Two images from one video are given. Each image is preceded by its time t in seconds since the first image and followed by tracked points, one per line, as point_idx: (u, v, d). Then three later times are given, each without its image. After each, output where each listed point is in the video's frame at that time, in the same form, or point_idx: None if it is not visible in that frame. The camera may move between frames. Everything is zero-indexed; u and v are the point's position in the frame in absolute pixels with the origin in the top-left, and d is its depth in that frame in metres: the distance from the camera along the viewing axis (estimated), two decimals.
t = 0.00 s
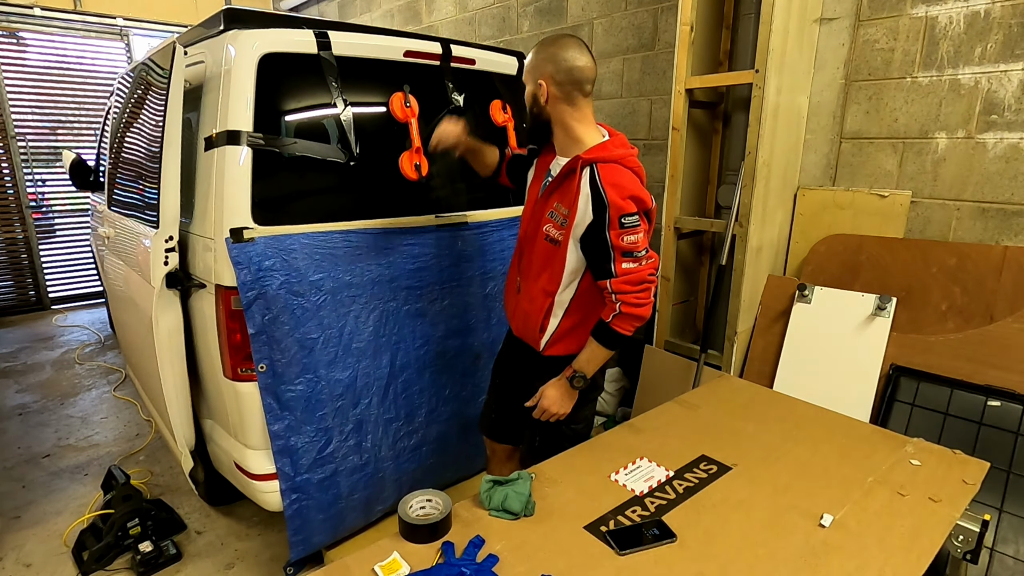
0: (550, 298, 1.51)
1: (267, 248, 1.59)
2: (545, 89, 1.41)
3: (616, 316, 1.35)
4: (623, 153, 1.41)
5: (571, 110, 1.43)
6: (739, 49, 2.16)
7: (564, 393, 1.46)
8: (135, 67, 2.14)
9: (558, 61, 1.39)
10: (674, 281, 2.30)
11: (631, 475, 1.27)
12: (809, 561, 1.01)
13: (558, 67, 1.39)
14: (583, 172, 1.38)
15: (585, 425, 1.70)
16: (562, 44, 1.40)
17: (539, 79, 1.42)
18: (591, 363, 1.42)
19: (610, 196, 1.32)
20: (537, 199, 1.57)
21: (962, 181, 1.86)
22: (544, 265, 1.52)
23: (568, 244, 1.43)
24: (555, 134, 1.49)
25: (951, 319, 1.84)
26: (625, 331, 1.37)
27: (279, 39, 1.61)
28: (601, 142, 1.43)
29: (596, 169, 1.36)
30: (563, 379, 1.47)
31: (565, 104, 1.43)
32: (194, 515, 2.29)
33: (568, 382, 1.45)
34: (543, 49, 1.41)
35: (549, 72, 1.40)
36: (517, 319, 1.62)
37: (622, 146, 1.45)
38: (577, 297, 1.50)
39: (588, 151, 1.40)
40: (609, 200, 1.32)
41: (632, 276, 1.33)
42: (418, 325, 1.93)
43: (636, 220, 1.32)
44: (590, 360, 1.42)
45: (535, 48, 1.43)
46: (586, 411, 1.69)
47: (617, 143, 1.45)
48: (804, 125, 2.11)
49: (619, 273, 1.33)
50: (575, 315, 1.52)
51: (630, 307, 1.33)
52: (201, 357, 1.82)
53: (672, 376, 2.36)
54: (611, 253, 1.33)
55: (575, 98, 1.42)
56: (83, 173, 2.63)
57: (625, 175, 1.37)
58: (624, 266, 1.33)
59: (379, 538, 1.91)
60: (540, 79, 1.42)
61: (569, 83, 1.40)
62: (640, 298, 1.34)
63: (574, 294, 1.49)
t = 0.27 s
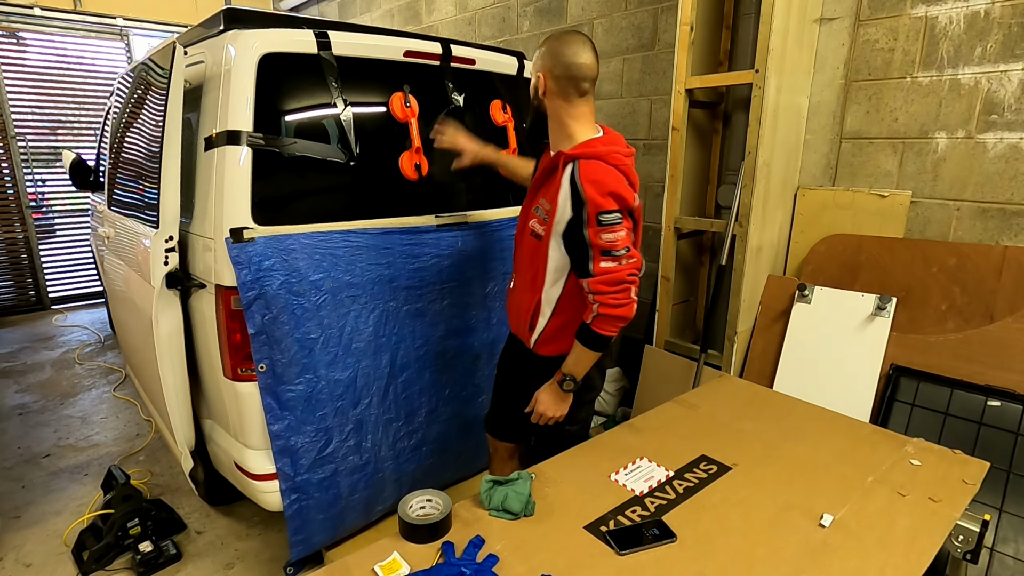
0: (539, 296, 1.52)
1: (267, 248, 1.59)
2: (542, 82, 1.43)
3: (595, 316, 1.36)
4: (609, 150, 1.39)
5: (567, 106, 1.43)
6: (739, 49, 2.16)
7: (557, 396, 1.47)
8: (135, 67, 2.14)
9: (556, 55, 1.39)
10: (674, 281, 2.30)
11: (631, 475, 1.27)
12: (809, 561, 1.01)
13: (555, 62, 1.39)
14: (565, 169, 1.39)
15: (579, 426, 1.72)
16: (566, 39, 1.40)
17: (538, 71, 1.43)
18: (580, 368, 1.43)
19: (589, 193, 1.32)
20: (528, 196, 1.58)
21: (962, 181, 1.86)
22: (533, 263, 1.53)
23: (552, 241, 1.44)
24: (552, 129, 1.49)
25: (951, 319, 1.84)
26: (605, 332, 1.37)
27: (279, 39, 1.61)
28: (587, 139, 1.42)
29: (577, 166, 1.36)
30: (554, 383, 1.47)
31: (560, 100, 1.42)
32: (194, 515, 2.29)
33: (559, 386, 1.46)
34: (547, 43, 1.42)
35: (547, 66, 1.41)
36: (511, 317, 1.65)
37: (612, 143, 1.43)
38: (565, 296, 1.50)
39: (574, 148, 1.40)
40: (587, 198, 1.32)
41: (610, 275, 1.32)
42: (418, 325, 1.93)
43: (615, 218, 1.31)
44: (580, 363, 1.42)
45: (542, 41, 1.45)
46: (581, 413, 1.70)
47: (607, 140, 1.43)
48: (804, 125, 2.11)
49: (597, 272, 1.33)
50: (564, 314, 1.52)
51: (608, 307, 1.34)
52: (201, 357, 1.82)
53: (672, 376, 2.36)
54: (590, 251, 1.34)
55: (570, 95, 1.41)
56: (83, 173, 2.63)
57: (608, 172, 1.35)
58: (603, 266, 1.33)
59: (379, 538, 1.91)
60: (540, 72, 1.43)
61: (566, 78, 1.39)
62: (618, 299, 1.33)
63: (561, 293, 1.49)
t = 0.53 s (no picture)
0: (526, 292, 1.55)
1: (267, 248, 1.59)
2: (530, 89, 1.42)
3: (560, 319, 1.37)
4: (591, 153, 1.38)
5: (558, 106, 1.43)
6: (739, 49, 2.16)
7: (527, 397, 1.46)
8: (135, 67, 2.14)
9: (539, 59, 1.40)
10: (674, 281, 2.30)
11: (631, 475, 1.27)
12: (809, 561, 1.01)
13: (539, 65, 1.40)
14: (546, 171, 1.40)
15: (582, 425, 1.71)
16: (541, 43, 1.42)
17: (523, 80, 1.43)
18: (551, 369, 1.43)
19: (560, 197, 1.33)
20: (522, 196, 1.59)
21: (962, 181, 1.87)
22: (521, 261, 1.55)
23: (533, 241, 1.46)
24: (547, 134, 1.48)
25: (950, 319, 1.84)
26: (570, 337, 1.37)
27: (279, 39, 1.61)
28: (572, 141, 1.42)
29: (555, 169, 1.37)
30: (524, 381, 1.48)
31: (553, 100, 1.43)
32: (194, 515, 2.29)
33: (529, 386, 1.45)
34: (524, 51, 1.43)
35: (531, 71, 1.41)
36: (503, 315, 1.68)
37: (598, 146, 1.41)
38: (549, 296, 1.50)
39: (557, 151, 1.41)
40: (558, 202, 1.33)
41: (575, 279, 1.33)
42: (417, 326, 1.93)
43: (583, 222, 1.31)
44: (548, 364, 1.42)
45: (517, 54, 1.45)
46: (571, 415, 1.65)
47: (593, 142, 1.41)
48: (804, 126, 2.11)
49: (563, 274, 1.34)
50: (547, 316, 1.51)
51: (571, 310, 1.34)
52: (201, 357, 1.82)
53: (672, 376, 2.35)
54: (560, 253, 1.35)
55: (562, 92, 1.42)
56: (83, 173, 2.63)
57: (583, 175, 1.34)
58: (570, 269, 1.34)
59: (379, 538, 1.91)
60: (524, 80, 1.43)
61: (553, 78, 1.40)
62: (582, 303, 1.33)
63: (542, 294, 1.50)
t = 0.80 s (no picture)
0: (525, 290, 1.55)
1: (267, 248, 1.59)
2: (546, 94, 1.40)
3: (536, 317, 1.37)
4: (600, 159, 1.37)
5: (569, 111, 1.43)
6: (739, 49, 2.16)
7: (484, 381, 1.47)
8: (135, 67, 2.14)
9: (552, 64, 1.39)
10: (674, 280, 2.30)
11: (631, 475, 1.27)
12: (809, 561, 1.01)
13: (553, 70, 1.39)
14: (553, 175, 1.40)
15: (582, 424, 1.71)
16: (547, 49, 1.40)
17: (537, 86, 1.40)
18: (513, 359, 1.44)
19: (561, 202, 1.33)
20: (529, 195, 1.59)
21: (962, 180, 1.86)
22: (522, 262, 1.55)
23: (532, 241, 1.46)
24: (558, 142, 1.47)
25: (950, 319, 1.84)
26: (544, 336, 1.37)
27: (279, 39, 1.61)
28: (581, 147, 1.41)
29: (563, 173, 1.37)
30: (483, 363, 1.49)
31: (567, 104, 1.43)
32: (194, 515, 2.29)
33: (487, 369, 1.47)
34: (530, 57, 1.40)
35: (546, 77, 1.39)
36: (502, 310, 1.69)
37: (608, 153, 1.40)
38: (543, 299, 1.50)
39: (567, 155, 1.40)
40: (559, 206, 1.33)
41: (560, 285, 1.33)
42: (418, 326, 1.93)
43: (580, 231, 1.31)
44: (510, 354, 1.44)
45: (521, 60, 1.42)
46: (565, 414, 1.63)
47: (602, 149, 1.40)
48: (804, 125, 2.11)
49: (549, 278, 1.35)
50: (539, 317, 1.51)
51: (547, 314, 1.35)
52: (201, 356, 1.82)
53: (672, 376, 2.35)
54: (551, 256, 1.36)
55: (574, 97, 1.43)
56: (83, 173, 2.63)
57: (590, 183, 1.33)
58: (557, 273, 1.34)
59: (379, 538, 1.91)
60: (538, 86, 1.40)
61: (566, 82, 1.40)
62: (562, 309, 1.33)
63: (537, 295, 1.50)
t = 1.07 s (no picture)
0: (542, 290, 1.52)
1: (267, 248, 1.59)
2: (581, 87, 1.44)
3: (573, 308, 1.36)
4: (619, 152, 1.42)
5: (583, 107, 1.48)
6: (739, 49, 2.16)
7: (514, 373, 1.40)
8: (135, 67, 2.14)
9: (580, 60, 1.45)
10: (674, 280, 2.30)
11: (631, 475, 1.27)
12: (808, 561, 1.01)
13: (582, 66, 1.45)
14: (576, 169, 1.40)
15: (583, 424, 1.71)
16: (565, 44, 1.43)
17: (574, 77, 1.43)
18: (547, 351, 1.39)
19: (597, 194, 1.34)
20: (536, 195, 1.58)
21: (962, 181, 1.87)
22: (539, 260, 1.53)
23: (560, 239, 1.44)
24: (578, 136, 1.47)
25: (950, 319, 1.84)
26: (579, 327, 1.37)
27: (279, 39, 1.61)
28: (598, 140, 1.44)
29: (590, 167, 1.38)
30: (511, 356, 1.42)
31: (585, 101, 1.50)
32: (194, 515, 2.29)
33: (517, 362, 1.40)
34: (560, 49, 1.40)
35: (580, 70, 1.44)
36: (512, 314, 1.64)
37: (621, 147, 1.45)
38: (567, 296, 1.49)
39: (586, 150, 1.42)
40: (595, 198, 1.34)
41: (600, 276, 1.33)
42: (418, 326, 1.93)
43: (618, 221, 1.33)
44: (543, 347, 1.39)
45: (551, 50, 1.40)
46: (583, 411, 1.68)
47: (616, 142, 1.45)
48: (803, 125, 2.11)
49: (587, 269, 1.34)
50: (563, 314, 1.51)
51: (589, 305, 1.34)
52: (201, 357, 1.82)
53: (672, 376, 2.35)
54: (586, 248, 1.35)
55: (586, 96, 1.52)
56: (83, 173, 2.63)
57: (618, 175, 1.38)
58: (595, 265, 1.34)
59: (379, 538, 1.91)
60: (574, 78, 1.43)
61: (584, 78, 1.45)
62: (602, 300, 1.34)
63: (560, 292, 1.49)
